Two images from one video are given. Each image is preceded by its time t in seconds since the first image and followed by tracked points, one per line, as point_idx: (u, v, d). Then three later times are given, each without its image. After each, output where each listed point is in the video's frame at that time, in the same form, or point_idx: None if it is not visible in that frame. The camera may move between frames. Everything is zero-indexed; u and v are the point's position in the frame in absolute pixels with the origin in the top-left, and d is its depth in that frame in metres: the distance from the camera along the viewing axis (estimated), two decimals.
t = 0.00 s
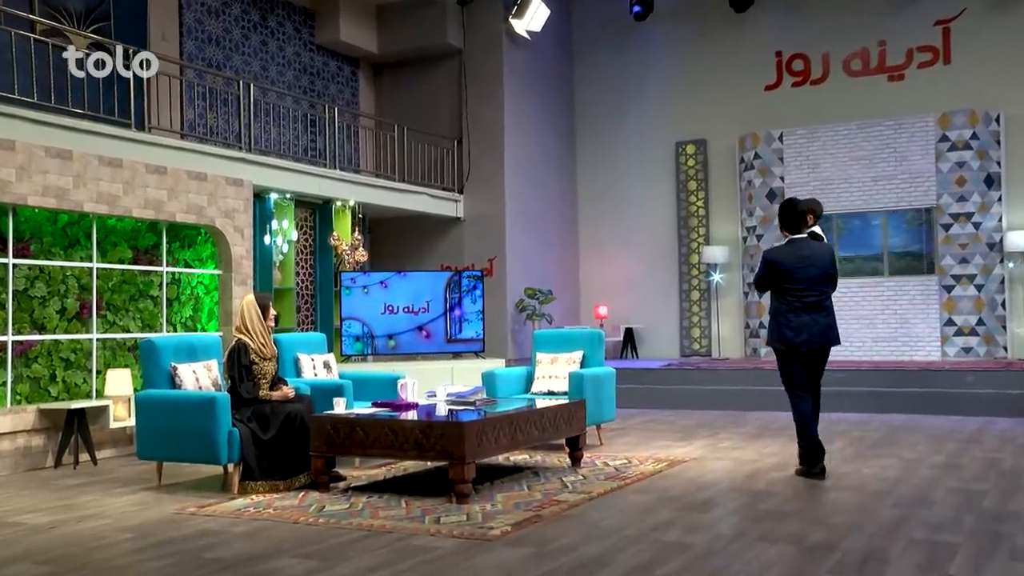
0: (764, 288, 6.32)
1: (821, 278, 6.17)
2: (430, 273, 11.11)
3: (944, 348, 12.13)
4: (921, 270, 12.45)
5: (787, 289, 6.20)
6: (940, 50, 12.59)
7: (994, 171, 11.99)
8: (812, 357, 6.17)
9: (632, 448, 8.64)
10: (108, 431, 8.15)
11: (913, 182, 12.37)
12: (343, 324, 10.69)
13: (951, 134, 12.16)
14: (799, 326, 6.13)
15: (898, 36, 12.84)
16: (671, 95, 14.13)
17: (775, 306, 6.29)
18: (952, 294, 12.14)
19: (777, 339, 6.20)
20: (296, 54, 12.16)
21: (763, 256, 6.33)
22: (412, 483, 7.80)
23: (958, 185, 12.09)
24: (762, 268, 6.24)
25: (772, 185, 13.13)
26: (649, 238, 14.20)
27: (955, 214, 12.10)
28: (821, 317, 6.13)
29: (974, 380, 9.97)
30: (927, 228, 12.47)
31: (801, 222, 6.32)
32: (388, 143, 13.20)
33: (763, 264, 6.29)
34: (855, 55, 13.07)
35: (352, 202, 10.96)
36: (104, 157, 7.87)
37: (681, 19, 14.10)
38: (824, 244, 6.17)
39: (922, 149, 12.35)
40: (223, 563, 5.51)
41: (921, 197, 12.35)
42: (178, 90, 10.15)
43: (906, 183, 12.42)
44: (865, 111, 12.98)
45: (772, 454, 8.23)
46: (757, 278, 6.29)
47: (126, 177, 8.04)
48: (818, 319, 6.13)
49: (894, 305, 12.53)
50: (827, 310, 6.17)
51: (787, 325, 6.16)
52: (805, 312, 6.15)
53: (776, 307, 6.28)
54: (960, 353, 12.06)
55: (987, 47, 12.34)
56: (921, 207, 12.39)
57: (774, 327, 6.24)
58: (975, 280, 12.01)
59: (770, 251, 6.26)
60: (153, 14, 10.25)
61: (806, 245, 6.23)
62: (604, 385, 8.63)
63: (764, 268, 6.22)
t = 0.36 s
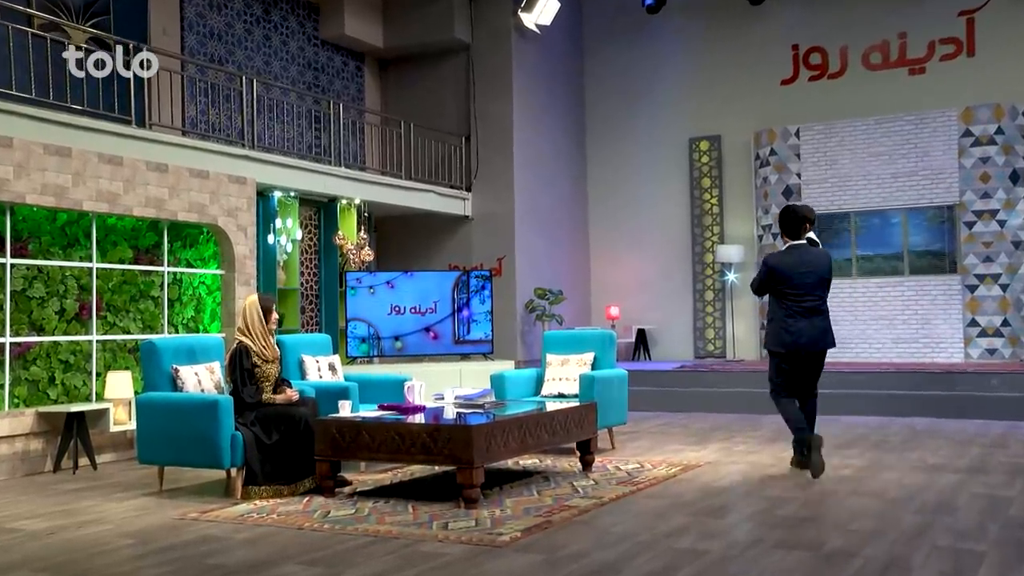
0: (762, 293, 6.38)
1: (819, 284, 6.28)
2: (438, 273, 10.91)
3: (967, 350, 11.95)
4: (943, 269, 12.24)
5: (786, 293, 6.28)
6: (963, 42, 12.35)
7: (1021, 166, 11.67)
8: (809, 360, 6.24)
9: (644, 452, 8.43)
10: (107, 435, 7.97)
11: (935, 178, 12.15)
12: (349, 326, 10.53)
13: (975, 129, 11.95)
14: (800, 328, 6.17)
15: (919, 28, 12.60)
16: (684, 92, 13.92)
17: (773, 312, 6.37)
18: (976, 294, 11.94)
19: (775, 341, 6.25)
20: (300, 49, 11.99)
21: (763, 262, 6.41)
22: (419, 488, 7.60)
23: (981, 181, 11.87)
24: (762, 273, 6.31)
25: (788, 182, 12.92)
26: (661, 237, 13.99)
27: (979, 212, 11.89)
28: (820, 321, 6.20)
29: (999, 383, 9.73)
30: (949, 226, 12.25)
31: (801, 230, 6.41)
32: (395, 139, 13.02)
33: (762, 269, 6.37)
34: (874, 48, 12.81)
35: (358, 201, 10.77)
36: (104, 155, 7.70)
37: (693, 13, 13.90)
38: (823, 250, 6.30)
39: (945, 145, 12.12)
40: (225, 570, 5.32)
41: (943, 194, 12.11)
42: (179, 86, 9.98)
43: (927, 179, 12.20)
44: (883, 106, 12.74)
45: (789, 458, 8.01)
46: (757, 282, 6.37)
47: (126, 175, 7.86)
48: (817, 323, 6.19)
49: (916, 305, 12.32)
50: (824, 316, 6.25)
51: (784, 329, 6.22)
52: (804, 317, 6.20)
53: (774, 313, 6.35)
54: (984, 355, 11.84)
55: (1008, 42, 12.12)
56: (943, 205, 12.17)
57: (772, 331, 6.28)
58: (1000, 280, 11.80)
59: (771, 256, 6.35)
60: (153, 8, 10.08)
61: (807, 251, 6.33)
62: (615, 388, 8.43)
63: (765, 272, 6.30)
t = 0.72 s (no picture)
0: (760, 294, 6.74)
1: (814, 284, 6.63)
2: (446, 273, 10.72)
3: (993, 352, 11.69)
4: (968, 269, 11.98)
5: (783, 294, 6.64)
6: (990, 34, 12.07)
7: None
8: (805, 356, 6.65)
9: (658, 456, 8.23)
10: (108, 439, 7.78)
11: (959, 175, 11.89)
12: (356, 327, 10.32)
13: (1001, 123, 11.68)
14: (796, 329, 6.55)
15: (943, 19, 12.34)
16: (697, 88, 13.71)
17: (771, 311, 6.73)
18: (1002, 294, 11.69)
19: (774, 341, 6.61)
20: (305, 44, 11.81)
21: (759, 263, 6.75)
22: (427, 493, 7.40)
23: (1007, 177, 11.61)
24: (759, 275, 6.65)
25: (806, 180, 12.71)
26: (675, 236, 13.78)
27: (1005, 209, 11.65)
28: (816, 319, 6.58)
29: None
30: (974, 224, 12.01)
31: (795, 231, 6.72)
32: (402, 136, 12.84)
33: (760, 271, 6.70)
34: (896, 40, 12.55)
35: (364, 199, 10.57)
36: (105, 152, 7.53)
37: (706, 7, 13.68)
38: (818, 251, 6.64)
39: (969, 140, 11.86)
40: None
41: (968, 190, 11.86)
42: (181, 82, 9.80)
43: (951, 176, 11.94)
44: (903, 100, 12.48)
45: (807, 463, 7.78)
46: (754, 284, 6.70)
47: (128, 173, 7.69)
48: (813, 321, 6.58)
49: (939, 305, 12.06)
50: (819, 313, 6.63)
51: (782, 328, 6.59)
52: (801, 316, 6.58)
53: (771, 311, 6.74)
54: (1010, 357, 11.59)
55: None
56: (967, 202, 11.92)
57: (770, 331, 6.66)
58: None
59: (768, 258, 6.69)
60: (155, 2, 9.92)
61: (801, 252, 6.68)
62: (629, 391, 8.22)
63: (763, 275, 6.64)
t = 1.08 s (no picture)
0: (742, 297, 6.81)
1: (797, 287, 6.67)
2: (457, 273, 10.53)
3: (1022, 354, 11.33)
4: (995, 267, 11.65)
5: (764, 297, 6.69)
6: (1019, 24, 11.80)
7: None
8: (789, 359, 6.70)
9: (675, 460, 8.02)
10: (113, 442, 7.62)
11: (987, 170, 11.55)
12: (365, 327, 10.15)
13: None
14: (778, 331, 6.62)
15: (970, 10, 12.08)
16: (713, 85, 13.49)
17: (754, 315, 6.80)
18: None
19: (757, 344, 6.69)
20: (312, 38, 11.65)
21: (742, 266, 6.80)
22: (438, 498, 7.21)
23: None
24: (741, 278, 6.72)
25: (827, 176, 12.43)
26: (691, 235, 13.56)
27: None
28: (798, 321, 6.64)
29: None
30: (1003, 221, 11.67)
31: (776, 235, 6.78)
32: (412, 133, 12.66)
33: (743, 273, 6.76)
34: (921, 31, 12.30)
35: (372, 196, 10.39)
36: (108, 150, 7.37)
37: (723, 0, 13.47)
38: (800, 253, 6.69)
39: (998, 134, 11.50)
40: None
41: (996, 186, 11.53)
42: (186, 78, 9.64)
43: (978, 171, 11.60)
44: (927, 94, 12.23)
45: (829, 467, 7.56)
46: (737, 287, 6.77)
47: (132, 171, 7.53)
48: (794, 323, 6.64)
49: (966, 306, 11.69)
50: (802, 315, 6.69)
51: (764, 330, 6.66)
52: (782, 318, 6.64)
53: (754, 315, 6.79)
54: None
55: None
56: (996, 198, 11.59)
57: (752, 334, 6.74)
58: None
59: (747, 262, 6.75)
60: None
61: (783, 255, 6.73)
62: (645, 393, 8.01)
63: (743, 279, 6.70)
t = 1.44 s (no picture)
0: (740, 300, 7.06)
1: (794, 289, 6.98)
2: (471, 273, 10.34)
3: None
4: None
5: (764, 299, 6.96)
6: None
7: None
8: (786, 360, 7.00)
9: (696, 465, 7.80)
10: (120, 446, 7.46)
11: (1019, 165, 11.26)
12: (377, 329, 9.98)
13: None
14: (778, 332, 6.90)
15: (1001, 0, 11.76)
16: (733, 81, 13.27)
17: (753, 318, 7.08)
18: None
19: (759, 345, 6.94)
20: (322, 32, 11.49)
21: (742, 270, 7.07)
22: (452, 503, 7.02)
23: None
24: (742, 282, 6.97)
25: (852, 172, 12.16)
26: (709, 235, 13.35)
27: None
28: (795, 323, 6.94)
29: None
30: None
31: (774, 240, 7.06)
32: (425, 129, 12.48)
33: (743, 276, 7.02)
34: (951, 22, 12.00)
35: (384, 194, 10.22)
36: (114, 146, 7.24)
37: None
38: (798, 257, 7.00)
39: None
40: None
41: None
42: (194, 74, 9.50)
43: (1010, 166, 11.32)
44: (953, 88, 11.94)
45: (855, 472, 7.33)
46: (737, 291, 7.01)
47: (139, 169, 7.39)
48: (792, 325, 6.94)
49: (997, 306, 11.39)
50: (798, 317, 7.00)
51: (763, 332, 6.92)
52: (781, 320, 6.93)
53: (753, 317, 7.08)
54: None
55: None
56: None
57: (751, 335, 7.01)
58: None
59: (747, 265, 7.03)
60: None
61: (781, 259, 7.04)
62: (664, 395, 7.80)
63: (743, 282, 6.96)
